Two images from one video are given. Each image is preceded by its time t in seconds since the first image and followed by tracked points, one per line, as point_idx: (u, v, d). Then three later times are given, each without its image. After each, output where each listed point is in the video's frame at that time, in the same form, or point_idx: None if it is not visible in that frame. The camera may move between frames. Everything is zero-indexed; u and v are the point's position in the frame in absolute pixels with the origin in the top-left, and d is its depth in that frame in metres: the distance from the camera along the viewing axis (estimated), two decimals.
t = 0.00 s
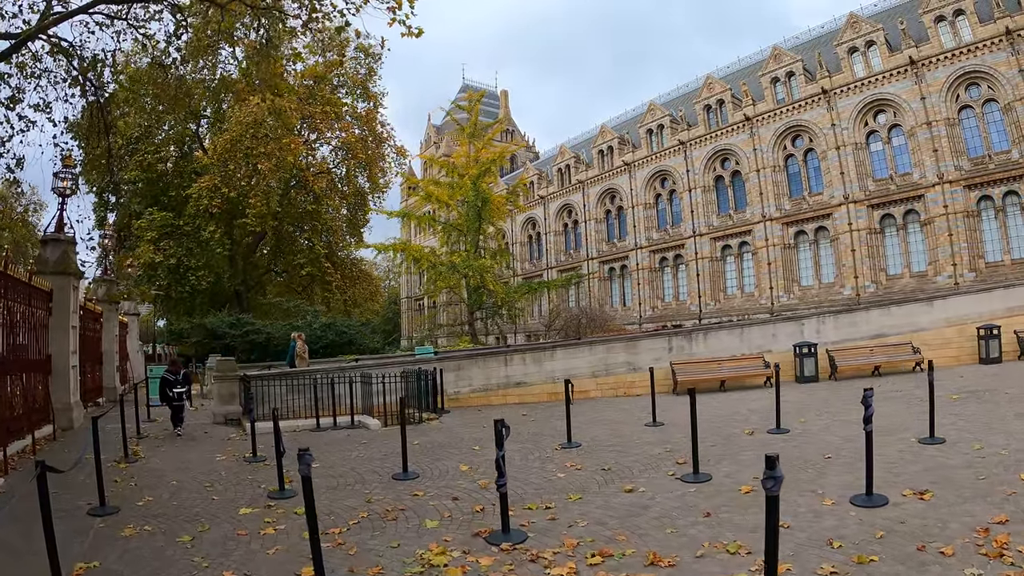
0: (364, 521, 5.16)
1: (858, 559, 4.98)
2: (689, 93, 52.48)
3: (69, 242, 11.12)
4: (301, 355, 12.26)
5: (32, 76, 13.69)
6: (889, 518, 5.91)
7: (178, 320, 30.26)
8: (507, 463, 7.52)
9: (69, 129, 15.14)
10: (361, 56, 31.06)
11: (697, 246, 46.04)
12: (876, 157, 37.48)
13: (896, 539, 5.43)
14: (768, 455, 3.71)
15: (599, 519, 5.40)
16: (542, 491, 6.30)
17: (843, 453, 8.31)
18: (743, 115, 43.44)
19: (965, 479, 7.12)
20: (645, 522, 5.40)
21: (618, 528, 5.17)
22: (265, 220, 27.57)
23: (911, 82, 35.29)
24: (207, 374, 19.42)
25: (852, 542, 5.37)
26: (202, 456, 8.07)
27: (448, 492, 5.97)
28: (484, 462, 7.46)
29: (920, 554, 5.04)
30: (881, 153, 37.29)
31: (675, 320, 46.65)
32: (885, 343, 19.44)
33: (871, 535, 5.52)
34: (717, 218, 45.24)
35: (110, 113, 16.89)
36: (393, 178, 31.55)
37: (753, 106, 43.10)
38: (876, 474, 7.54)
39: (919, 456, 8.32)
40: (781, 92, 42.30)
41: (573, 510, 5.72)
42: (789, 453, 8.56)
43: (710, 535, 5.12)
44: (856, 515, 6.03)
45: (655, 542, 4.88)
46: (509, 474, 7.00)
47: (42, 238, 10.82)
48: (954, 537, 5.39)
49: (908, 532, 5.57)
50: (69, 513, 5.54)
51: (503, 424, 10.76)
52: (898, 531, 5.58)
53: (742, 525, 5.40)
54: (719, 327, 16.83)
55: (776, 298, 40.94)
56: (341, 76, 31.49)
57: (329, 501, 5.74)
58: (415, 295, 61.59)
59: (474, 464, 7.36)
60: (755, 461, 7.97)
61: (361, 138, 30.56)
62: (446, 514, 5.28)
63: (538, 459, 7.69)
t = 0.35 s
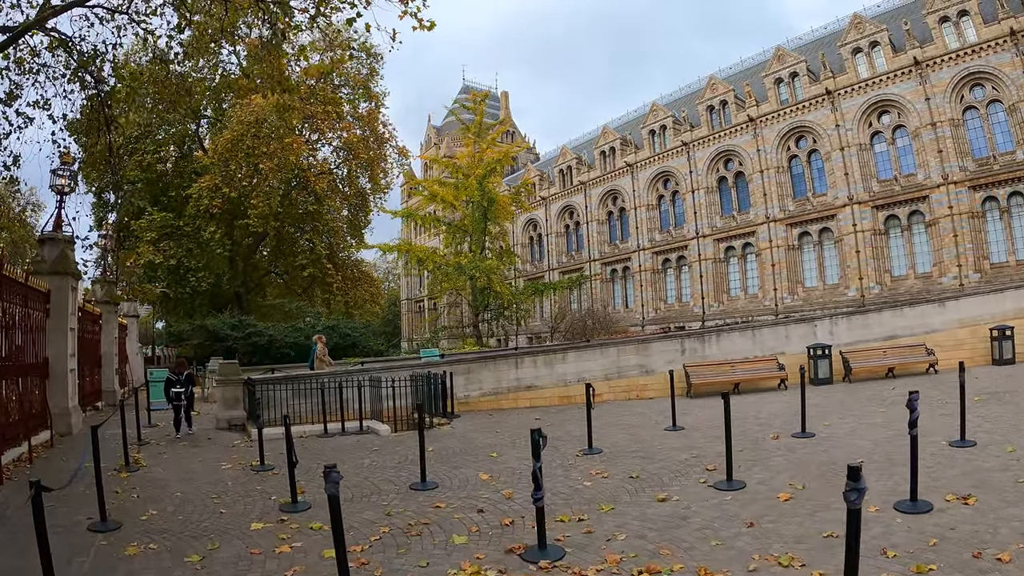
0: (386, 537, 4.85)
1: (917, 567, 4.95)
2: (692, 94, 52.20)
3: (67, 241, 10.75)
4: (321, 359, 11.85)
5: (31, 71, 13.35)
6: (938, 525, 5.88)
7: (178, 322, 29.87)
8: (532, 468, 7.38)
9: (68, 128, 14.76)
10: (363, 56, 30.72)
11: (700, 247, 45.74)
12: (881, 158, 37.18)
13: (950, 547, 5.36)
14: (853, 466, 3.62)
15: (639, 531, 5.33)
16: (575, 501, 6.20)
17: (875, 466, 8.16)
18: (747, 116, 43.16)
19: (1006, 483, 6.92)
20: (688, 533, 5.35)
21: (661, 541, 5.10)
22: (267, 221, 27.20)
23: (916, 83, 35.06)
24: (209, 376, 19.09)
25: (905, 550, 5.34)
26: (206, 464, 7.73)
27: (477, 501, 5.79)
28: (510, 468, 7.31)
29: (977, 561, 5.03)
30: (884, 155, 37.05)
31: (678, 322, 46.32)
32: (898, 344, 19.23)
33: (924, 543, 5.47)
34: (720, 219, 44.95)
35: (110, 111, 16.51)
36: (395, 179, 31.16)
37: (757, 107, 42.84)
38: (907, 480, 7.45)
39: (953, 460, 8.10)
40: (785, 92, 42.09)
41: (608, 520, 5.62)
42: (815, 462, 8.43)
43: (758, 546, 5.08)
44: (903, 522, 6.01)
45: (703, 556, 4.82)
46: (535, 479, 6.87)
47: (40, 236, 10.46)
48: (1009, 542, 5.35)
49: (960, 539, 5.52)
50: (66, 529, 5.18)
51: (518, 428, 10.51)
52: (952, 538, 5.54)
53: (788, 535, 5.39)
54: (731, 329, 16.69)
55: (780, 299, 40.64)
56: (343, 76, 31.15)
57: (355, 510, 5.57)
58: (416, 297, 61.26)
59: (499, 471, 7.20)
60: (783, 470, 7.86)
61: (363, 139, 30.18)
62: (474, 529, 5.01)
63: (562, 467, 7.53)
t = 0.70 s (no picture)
0: (411, 547, 4.54)
1: (982, 567, 4.58)
2: (696, 93, 51.87)
3: (66, 236, 10.38)
4: (343, 357, 11.63)
5: (31, 65, 13.02)
6: (993, 523, 5.49)
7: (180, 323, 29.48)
8: (561, 467, 7.22)
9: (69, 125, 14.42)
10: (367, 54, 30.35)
11: (705, 247, 45.34)
12: (887, 157, 36.86)
13: (1012, 547, 4.98)
14: (946, 462, 3.62)
15: (683, 537, 5.21)
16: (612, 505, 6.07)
17: (911, 468, 8.06)
18: (751, 115, 42.81)
19: None
20: (734, 538, 5.26)
21: (707, 547, 4.99)
22: (270, 221, 26.87)
23: (922, 81, 34.71)
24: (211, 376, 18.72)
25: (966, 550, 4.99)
26: (209, 467, 7.34)
27: (508, 506, 5.57)
28: (537, 469, 7.13)
29: None
30: (891, 153, 36.69)
31: (683, 322, 45.91)
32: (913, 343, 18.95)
33: (981, 542, 5.10)
34: (725, 219, 44.59)
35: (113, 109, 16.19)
36: (398, 179, 30.77)
37: (762, 106, 42.50)
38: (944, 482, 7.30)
39: (991, 457, 7.77)
40: (790, 92, 41.74)
41: (647, 525, 5.48)
42: (844, 466, 8.25)
43: (812, 551, 5.19)
44: (956, 521, 5.65)
45: (755, 562, 4.72)
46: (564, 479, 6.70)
47: (38, 232, 10.10)
48: None
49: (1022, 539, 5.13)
50: (63, 539, 4.81)
51: (534, 428, 10.23)
52: (1012, 537, 5.13)
53: (841, 539, 5.59)
54: (748, 328, 16.55)
55: (786, 299, 40.24)
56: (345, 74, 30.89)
57: (393, 509, 5.47)
58: (418, 298, 60.85)
59: (526, 471, 7.00)
60: (815, 475, 7.73)
61: (366, 138, 29.82)
62: (505, 538, 4.74)
63: (588, 468, 7.34)
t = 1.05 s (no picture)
0: (444, 567, 4.21)
1: None
2: (701, 93, 51.52)
3: (66, 234, 9.97)
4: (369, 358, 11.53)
5: (31, 61, 12.66)
6: None
7: (182, 324, 29.05)
8: (591, 476, 6.96)
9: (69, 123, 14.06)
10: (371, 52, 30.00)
11: (712, 247, 44.90)
12: (894, 157, 36.39)
13: None
14: None
15: (735, 550, 4.96)
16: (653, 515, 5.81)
17: (954, 471, 7.88)
18: (758, 115, 42.46)
19: None
20: (789, 550, 5.03)
21: (763, 561, 4.75)
22: (273, 221, 26.50)
23: (930, 80, 34.28)
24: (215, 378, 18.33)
25: None
26: (215, 477, 6.93)
27: (543, 518, 5.26)
28: (565, 476, 6.84)
29: None
30: (898, 153, 36.24)
31: (689, 323, 45.47)
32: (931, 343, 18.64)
33: None
34: (732, 219, 44.17)
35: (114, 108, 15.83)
36: (402, 179, 30.36)
37: (768, 106, 42.13)
38: (989, 486, 7.02)
39: None
40: (796, 91, 41.36)
41: (694, 538, 5.25)
42: (880, 472, 7.99)
43: (874, 561, 4.95)
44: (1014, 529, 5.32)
45: None
46: (596, 488, 6.41)
47: (37, 230, 9.68)
48: None
49: None
50: (63, 559, 4.43)
51: (553, 432, 9.90)
52: None
53: (900, 548, 5.34)
54: (765, 328, 16.29)
55: (794, 300, 39.81)
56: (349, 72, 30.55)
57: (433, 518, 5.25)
58: (420, 299, 60.43)
59: (556, 479, 6.73)
60: (853, 482, 7.47)
61: (369, 137, 29.39)
62: (544, 554, 4.41)
63: (618, 475, 7.03)
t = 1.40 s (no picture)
0: None
1: None
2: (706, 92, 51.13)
3: (66, 230, 9.58)
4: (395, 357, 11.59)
5: (32, 54, 12.33)
6: None
7: (184, 325, 28.63)
8: (623, 480, 6.67)
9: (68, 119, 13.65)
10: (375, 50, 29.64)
11: (718, 247, 44.46)
12: (902, 155, 35.96)
13: None
14: None
15: (792, 559, 4.84)
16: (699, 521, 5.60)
17: (992, 473, 7.33)
18: (764, 114, 42.05)
19: None
20: (848, 557, 4.88)
21: (825, 571, 4.61)
22: (277, 221, 26.14)
23: (938, 78, 33.84)
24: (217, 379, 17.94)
25: None
26: (221, 484, 6.53)
27: (579, 528, 4.97)
28: (595, 481, 6.54)
29: None
30: (906, 151, 35.82)
31: (695, 323, 45.02)
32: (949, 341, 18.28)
33: None
34: (738, 218, 43.75)
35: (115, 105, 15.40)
36: (407, 178, 29.95)
37: (775, 104, 41.72)
38: None
39: None
40: (803, 90, 40.97)
41: (746, 547, 5.12)
42: (922, 472, 7.63)
43: (940, 568, 4.64)
44: None
45: None
46: (630, 493, 6.13)
47: (36, 225, 9.30)
48: None
49: None
50: None
51: (573, 434, 9.57)
52: None
53: (962, 552, 5.04)
54: (783, 327, 15.98)
55: (801, 299, 39.35)
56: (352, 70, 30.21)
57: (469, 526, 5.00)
58: (424, 300, 60.03)
59: (586, 483, 6.45)
60: (896, 483, 7.14)
61: (373, 136, 28.95)
62: (591, 569, 4.11)
63: (650, 479, 6.76)
